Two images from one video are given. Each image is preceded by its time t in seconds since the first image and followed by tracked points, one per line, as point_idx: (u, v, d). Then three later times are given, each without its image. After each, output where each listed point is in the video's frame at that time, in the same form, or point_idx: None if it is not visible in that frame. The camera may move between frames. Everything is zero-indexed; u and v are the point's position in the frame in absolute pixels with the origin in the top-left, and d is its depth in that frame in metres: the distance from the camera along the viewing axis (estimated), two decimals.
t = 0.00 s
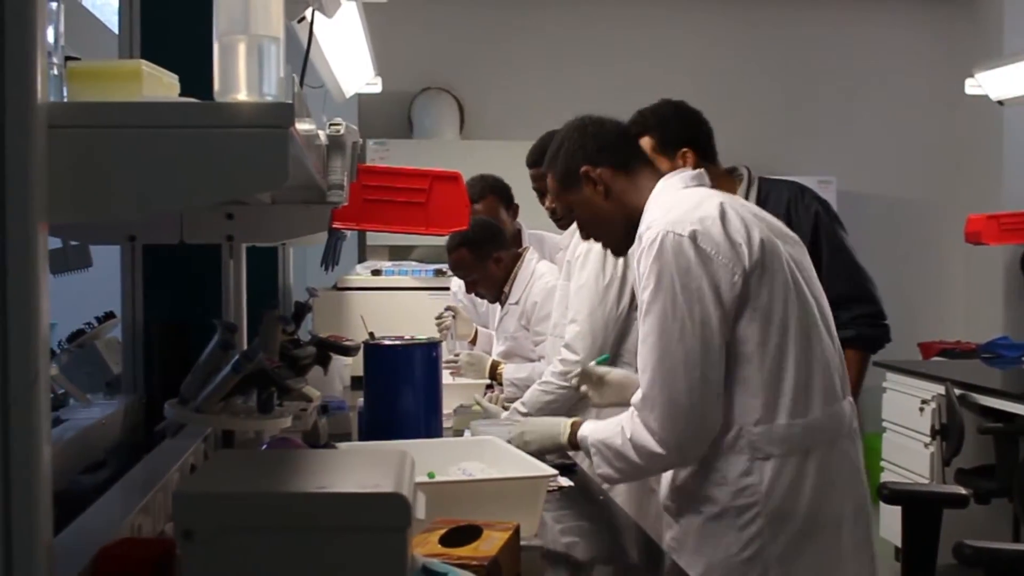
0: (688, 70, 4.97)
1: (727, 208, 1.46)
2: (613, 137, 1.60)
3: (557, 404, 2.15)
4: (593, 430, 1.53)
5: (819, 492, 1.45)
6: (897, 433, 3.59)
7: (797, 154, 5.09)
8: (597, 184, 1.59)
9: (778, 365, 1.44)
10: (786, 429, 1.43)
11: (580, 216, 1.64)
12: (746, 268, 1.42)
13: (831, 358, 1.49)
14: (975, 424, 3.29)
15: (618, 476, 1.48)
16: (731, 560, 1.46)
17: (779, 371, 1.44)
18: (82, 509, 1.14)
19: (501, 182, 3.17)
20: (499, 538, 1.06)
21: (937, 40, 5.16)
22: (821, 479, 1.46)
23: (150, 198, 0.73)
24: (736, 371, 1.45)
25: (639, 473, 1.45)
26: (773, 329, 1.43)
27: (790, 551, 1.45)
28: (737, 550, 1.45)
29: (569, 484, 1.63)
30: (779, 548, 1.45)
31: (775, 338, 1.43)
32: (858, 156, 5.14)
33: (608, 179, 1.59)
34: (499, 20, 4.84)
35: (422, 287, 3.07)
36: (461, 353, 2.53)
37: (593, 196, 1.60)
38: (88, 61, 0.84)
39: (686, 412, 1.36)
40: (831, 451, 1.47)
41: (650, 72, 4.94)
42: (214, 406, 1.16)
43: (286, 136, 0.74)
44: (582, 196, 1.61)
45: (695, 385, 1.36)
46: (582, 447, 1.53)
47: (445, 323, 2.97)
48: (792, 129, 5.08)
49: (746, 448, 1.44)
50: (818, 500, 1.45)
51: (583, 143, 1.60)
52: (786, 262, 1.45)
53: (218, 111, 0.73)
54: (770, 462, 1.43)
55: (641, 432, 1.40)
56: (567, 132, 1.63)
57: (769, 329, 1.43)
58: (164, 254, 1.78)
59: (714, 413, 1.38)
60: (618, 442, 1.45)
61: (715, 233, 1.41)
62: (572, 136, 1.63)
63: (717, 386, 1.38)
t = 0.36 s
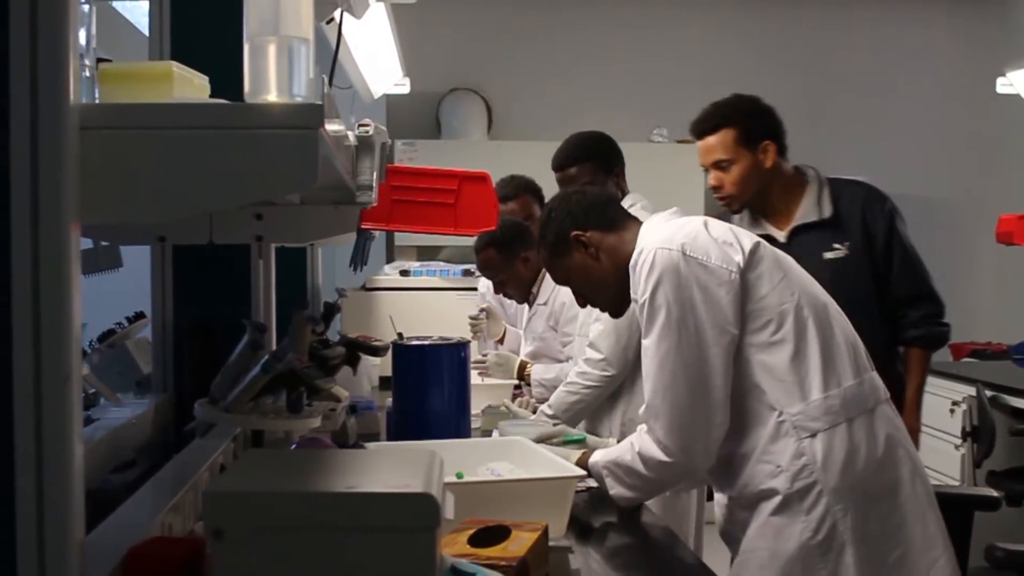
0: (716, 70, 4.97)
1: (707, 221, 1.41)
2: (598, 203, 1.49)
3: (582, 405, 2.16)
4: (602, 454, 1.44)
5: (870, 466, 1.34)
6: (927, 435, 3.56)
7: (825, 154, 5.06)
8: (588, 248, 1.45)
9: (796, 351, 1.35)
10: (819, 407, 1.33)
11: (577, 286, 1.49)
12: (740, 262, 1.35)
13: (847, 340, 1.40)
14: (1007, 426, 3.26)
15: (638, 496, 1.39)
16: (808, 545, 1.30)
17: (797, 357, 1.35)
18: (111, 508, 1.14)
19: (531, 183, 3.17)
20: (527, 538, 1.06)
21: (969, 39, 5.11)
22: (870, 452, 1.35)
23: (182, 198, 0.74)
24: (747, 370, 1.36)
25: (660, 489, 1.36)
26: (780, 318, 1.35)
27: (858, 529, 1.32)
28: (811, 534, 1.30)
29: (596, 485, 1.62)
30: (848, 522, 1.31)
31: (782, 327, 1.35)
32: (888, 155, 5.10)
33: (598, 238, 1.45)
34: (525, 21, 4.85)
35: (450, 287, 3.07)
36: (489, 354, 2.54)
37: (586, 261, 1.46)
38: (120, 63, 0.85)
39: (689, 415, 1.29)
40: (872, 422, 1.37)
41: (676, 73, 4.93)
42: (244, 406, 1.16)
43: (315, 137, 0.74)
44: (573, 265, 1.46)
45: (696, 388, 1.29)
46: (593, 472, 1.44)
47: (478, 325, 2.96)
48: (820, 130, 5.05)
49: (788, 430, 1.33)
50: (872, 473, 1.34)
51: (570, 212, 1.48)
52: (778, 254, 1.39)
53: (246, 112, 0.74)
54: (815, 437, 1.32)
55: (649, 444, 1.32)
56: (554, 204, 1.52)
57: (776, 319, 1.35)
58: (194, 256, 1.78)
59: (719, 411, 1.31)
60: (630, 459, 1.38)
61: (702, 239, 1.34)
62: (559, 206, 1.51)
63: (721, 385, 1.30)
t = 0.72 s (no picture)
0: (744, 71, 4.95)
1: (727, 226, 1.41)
2: (616, 215, 1.47)
3: (602, 406, 2.15)
4: (633, 457, 1.45)
5: (902, 464, 1.34)
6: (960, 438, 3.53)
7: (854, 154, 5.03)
8: (610, 262, 1.44)
9: (822, 351, 1.34)
10: (847, 406, 1.32)
11: (600, 300, 1.48)
12: (762, 265, 1.34)
13: (873, 338, 1.40)
14: None
15: (667, 502, 1.39)
16: (845, 546, 1.30)
17: (824, 357, 1.34)
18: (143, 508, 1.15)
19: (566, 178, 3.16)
20: (556, 538, 1.05)
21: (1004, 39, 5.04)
22: (901, 451, 1.34)
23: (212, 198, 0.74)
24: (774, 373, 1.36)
25: (689, 495, 1.35)
26: (805, 320, 1.34)
27: (893, 528, 1.32)
28: (846, 533, 1.30)
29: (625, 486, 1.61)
30: (883, 520, 1.31)
31: (808, 329, 1.34)
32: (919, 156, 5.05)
33: (620, 251, 1.44)
34: (553, 22, 4.85)
35: (477, 287, 3.07)
36: (517, 355, 2.55)
37: (609, 275, 1.44)
38: (153, 63, 0.85)
39: (717, 419, 1.28)
40: (901, 420, 1.36)
41: (703, 73, 4.93)
42: (273, 405, 1.16)
43: (344, 138, 0.74)
44: (595, 280, 1.45)
45: (723, 392, 1.29)
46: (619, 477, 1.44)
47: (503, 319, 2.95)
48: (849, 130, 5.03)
49: (818, 431, 1.32)
50: (903, 472, 1.34)
51: (588, 226, 1.46)
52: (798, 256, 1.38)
53: (275, 113, 0.74)
54: (845, 436, 1.31)
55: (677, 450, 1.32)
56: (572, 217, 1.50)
57: (801, 320, 1.34)
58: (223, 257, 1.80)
59: (748, 414, 1.30)
60: (660, 465, 1.37)
61: (723, 244, 1.34)
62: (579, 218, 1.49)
63: (749, 388, 1.30)
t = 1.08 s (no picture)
0: (772, 71, 4.94)
1: (758, 227, 1.41)
2: (649, 216, 1.47)
3: (619, 409, 2.15)
4: (653, 454, 1.43)
5: (931, 469, 1.32)
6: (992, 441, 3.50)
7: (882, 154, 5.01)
8: (643, 262, 1.44)
9: (851, 353, 1.33)
10: (875, 410, 1.31)
11: (634, 300, 1.48)
12: (791, 267, 1.34)
13: (905, 341, 1.39)
14: None
15: (691, 501, 1.39)
16: (870, 552, 1.29)
17: (853, 359, 1.33)
18: (172, 508, 1.16)
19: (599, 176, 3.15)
20: (584, 540, 1.05)
21: None
22: (930, 456, 1.33)
23: (243, 200, 0.75)
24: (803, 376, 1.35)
25: (714, 497, 1.35)
26: (835, 322, 1.34)
27: (920, 534, 1.30)
28: (873, 539, 1.29)
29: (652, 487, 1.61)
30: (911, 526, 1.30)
31: (837, 331, 1.33)
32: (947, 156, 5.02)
33: (654, 253, 1.44)
34: (579, 23, 4.85)
35: (504, 288, 3.08)
36: (543, 355, 2.56)
37: (643, 275, 1.44)
38: (183, 66, 0.86)
39: (744, 420, 1.28)
40: (932, 425, 1.35)
41: (730, 73, 4.91)
42: (303, 405, 1.17)
43: (375, 139, 0.75)
44: (629, 280, 1.45)
45: (750, 395, 1.28)
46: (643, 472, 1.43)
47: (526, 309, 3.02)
48: (877, 130, 5.00)
49: (845, 435, 1.31)
50: (933, 477, 1.32)
51: (621, 226, 1.46)
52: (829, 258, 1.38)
53: (306, 114, 0.74)
54: (873, 441, 1.30)
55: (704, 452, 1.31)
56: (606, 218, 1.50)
57: (830, 322, 1.34)
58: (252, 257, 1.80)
59: (775, 417, 1.29)
60: (686, 463, 1.36)
61: (751, 245, 1.34)
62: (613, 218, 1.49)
63: (777, 390, 1.29)
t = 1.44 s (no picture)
0: (800, 71, 4.92)
1: (790, 227, 1.41)
2: (683, 215, 1.47)
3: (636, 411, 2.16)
4: (677, 453, 1.43)
5: (961, 475, 1.31)
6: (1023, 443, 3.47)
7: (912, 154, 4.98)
8: (676, 262, 1.43)
9: (881, 357, 1.32)
10: (905, 414, 1.30)
11: (667, 301, 1.48)
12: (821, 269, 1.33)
13: (939, 344, 1.37)
14: None
15: (714, 501, 1.38)
16: (897, 558, 1.30)
17: (884, 362, 1.32)
18: (199, 507, 1.16)
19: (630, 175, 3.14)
20: (610, 542, 1.05)
21: None
22: (961, 461, 1.32)
23: (270, 201, 0.75)
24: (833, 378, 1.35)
25: (740, 498, 1.35)
26: (866, 324, 1.33)
27: (949, 539, 1.30)
28: (900, 546, 1.29)
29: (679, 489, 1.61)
30: (939, 533, 1.29)
31: (868, 333, 1.33)
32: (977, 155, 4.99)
33: (688, 252, 1.43)
34: (607, 23, 4.85)
35: (531, 288, 3.08)
36: (572, 357, 2.57)
37: (675, 276, 1.44)
38: (214, 66, 0.86)
39: (771, 422, 1.28)
40: (964, 429, 1.34)
41: (758, 73, 4.90)
42: (331, 406, 1.17)
43: (399, 140, 0.75)
44: (663, 281, 1.45)
45: (777, 397, 1.28)
46: (667, 471, 1.42)
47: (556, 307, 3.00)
48: (906, 130, 4.97)
49: (873, 439, 1.31)
50: (963, 482, 1.32)
51: (655, 226, 1.46)
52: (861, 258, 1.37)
53: (333, 115, 0.75)
54: (901, 446, 1.30)
55: (730, 454, 1.31)
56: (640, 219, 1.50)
57: (861, 325, 1.33)
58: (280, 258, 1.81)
59: (803, 420, 1.29)
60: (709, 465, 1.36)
61: (781, 246, 1.33)
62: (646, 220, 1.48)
63: (804, 393, 1.29)
